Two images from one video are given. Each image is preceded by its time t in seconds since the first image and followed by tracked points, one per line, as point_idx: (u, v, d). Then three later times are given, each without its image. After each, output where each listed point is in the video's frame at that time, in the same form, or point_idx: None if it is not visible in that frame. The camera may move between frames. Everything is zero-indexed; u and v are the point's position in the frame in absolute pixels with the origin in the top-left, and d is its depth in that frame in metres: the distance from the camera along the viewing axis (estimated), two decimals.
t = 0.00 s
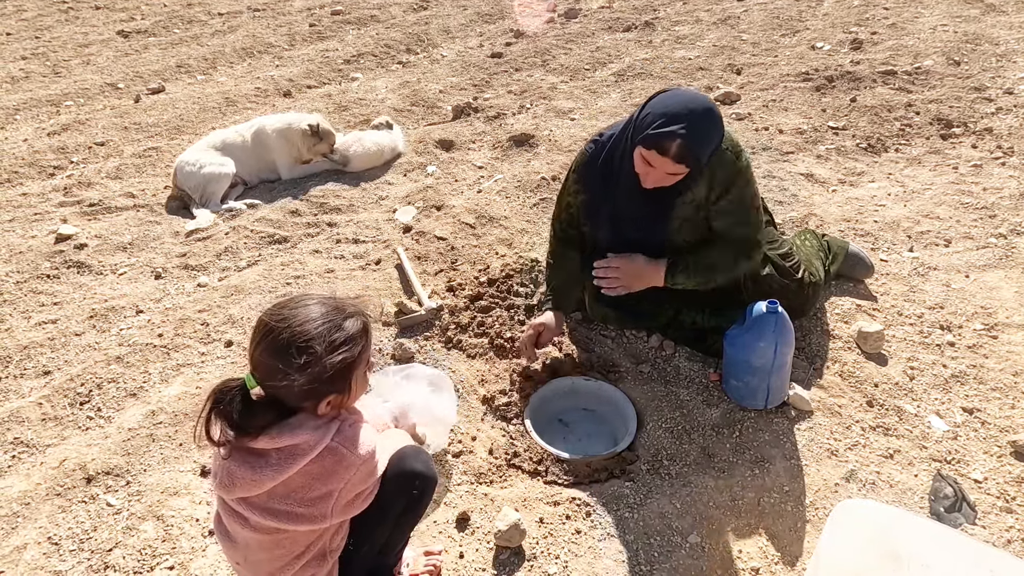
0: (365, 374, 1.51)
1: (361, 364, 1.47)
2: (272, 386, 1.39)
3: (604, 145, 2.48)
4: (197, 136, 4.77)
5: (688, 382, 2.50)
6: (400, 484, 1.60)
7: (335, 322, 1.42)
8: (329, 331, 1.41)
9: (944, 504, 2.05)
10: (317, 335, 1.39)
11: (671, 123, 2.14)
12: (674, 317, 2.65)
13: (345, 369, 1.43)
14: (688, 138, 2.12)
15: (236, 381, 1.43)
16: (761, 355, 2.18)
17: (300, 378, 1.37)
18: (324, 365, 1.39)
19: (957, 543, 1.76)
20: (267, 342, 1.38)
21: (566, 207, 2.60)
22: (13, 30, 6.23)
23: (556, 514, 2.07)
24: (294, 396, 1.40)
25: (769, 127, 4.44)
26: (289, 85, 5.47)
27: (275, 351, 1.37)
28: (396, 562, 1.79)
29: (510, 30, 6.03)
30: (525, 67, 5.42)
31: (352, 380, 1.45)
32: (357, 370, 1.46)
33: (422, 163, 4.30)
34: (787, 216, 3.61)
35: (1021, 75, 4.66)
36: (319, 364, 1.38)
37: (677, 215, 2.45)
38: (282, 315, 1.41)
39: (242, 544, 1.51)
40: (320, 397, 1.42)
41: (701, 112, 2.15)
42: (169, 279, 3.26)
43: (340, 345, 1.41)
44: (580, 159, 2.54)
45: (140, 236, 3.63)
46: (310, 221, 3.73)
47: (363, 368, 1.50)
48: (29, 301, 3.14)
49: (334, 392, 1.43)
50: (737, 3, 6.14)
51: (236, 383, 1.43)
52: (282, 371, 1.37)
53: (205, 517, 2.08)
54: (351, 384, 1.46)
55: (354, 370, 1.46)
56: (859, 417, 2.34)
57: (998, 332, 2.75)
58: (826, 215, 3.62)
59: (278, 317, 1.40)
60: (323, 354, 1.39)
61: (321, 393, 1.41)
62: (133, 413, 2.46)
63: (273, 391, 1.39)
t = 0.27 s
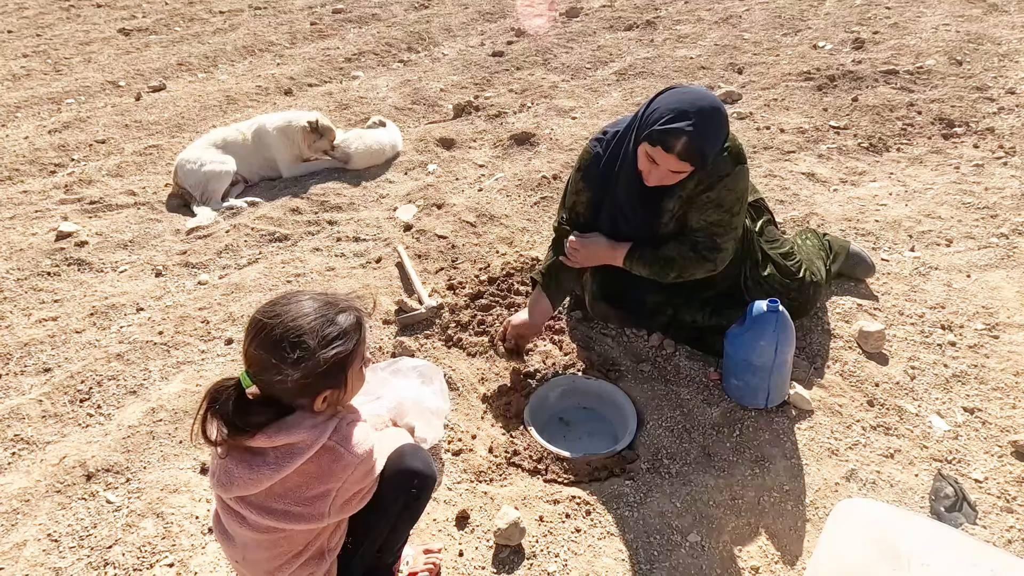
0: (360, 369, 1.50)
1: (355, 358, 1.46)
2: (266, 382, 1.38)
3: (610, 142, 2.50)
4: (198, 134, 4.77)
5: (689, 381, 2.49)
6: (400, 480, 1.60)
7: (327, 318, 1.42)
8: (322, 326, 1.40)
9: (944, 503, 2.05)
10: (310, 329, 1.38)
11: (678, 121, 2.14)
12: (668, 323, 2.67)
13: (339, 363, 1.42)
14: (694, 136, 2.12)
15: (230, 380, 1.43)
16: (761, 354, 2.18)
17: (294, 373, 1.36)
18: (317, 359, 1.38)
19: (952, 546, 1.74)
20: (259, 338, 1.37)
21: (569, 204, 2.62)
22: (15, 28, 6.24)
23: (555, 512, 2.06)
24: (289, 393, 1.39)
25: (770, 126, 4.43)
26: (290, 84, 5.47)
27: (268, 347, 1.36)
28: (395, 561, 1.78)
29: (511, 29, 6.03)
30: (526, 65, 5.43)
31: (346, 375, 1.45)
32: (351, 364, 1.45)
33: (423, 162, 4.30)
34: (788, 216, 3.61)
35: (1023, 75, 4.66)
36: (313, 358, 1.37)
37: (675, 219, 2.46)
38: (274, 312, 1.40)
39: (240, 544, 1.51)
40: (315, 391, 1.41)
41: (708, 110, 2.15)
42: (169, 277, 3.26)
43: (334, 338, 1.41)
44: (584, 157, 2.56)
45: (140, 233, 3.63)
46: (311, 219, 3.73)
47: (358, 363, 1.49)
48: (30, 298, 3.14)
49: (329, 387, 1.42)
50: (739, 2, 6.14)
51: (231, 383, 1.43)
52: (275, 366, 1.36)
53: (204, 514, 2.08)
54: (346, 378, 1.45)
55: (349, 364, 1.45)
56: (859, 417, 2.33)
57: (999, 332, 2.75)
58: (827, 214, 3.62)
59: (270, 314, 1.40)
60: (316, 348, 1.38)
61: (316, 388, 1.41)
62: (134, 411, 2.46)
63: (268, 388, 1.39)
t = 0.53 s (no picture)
0: (359, 369, 1.50)
1: (354, 358, 1.47)
2: (265, 382, 1.38)
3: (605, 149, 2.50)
4: (199, 132, 4.77)
5: (689, 381, 2.49)
6: (399, 478, 1.60)
7: (325, 318, 1.42)
8: (320, 326, 1.41)
9: (946, 504, 2.05)
10: (308, 330, 1.39)
11: (671, 128, 2.14)
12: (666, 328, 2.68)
13: (337, 363, 1.42)
14: (688, 142, 2.12)
15: (229, 381, 1.43)
16: (762, 354, 2.17)
17: (293, 374, 1.37)
18: (316, 358, 1.38)
19: (954, 546, 1.74)
20: (257, 339, 1.38)
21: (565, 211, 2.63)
22: (16, 26, 6.24)
23: (555, 512, 2.06)
24: (288, 392, 1.39)
25: (772, 126, 4.43)
26: (292, 82, 5.48)
27: (266, 348, 1.37)
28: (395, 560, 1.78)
29: (513, 28, 6.02)
30: (528, 64, 5.42)
31: (345, 374, 1.45)
32: (350, 364, 1.46)
33: (424, 161, 4.31)
34: (790, 216, 3.62)
35: None
36: (312, 358, 1.38)
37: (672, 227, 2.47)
38: (272, 312, 1.41)
39: (240, 543, 1.51)
40: (314, 391, 1.41)
41: (701, 117, 2.15)
42: (170, 275, 3.26)
43: (332, 338, 1.41)
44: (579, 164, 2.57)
45: (142, 232, 3.63)
46: (312, 218, 3.73)
47: (357, 363, 1.49)
48: (31, 296, 3.14)
49: (328, 386, 1.43)
50: (741, 2, 6.13)
51: (230, 384, 1.43)
52: (274, 366, 1.36)
53: (205, 513, 2.08)
54: (345, 377, 1.45)
55: (348, 364, 1.45)
56: (860, 417, 2.33)
57: (1000, 332, 2.75)
58: (828, 214, 3.63)
59: (268, 314, 1.40)
60: (314, 348, 1.38)
61: (315, 388, 1.41)
62: (135, 409, 2.47)
63: (267, 388, 1.39)
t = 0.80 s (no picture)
0: (357, 368, 1.50)
1: (353, 357, 1.46)
2: (263, 382, 1.38)
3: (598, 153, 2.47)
4: (200, 131, 4.77)
5: (689, 381, 2.49)
6: (399, 478, 1.61)
7: (323, 317, 1.42)
8: (318, 325, 1.40)
9: (946, 505, 2.05)
10: (306, 330, 1.39)
11: (660, 136, 2.15)
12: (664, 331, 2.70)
13: (336, 362, 1.42)
14: (678, 150, 2.13)
15: (227, 381, 1.43)
16: (762, 354, 2.17)
17: (290, 373, 1.37)
18: (313, 358, 1.38)
19: (953, 546, 1.74)
20: (256, 338, 1.38)
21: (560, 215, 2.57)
22: (17, 25, 6.24)
23: (555, 511, 2.05)
24: (287, 392, 1.39)
25: (773, 126, 4.43)
26: (292, 81, 5.47)
27: (264, 347, 1.37)
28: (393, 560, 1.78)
29: (514, 27, 6.02)
30: (529, 64, 5.42)
31: (344, 374, 1.45)
32: (349, 363, 1.45)
33: (425, 160, 4.32)
34: (790, 216, 3.62)
35: None
36: (309, 358, 1.38)
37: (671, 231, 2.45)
38: (270, 313, 1.41)
39: (239, 542, 1.51)
40: (312, 391, 1.41)
41: (692, 124, 2.16)
42: (171, 274, 3.26)
43: (330, 338, 1.41)
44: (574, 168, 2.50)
45: (142, 231, 3.63)
46: (313, 217, 3.73)
47: (356, 362, 1.49)
48: (31, 295, 3.14)
49: (328, 386, 1.43)
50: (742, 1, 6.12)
51: (229, 384, 1.43)
52: (272, 366, 1.36)
53: (205, 512, 2.08)
54: (344, 377, 1.45)
55: (347, 363, 1.45)
56: (861, 417, 2.33)
57: (1001, 333, 2.74)
58: (829, 215, 3.63)
59: (265, 315, 1.40)
60: (312, 347, 1.38)
61: (313, 387, 1.41)
62: (135, 408, 2.46)
63: (265, 388, 1.39)
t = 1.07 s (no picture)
0: (359, 366, 1.49)
1: (354, 355, 1.46)
2: (264, 380, 1.38)
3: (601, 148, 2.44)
4: (200, 128, 4.76)
5: (690, 379, 2.49)
6: (398, 476, 1.60)
7: (324, 316, 1.41)
8: (319, 324, 1.40)
9: (946, 503, 2.05)
10: (308, 328, 1.38)
11: (664, 133, 2.15)
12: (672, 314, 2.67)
13: (337, 360, 1.41)
14: (682, 148, 2.13)
15: (227, 379, 1.43)
16: (763, 352, 2.16)
17: (291, 372, 1.36)
18: (315, 357, 1.38)
19: (954, 545, 1.74)
20: (256, 337, 1.37)
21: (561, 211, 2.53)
22: (16, 22, 6.23)
23: (555, 509, 2.05)
24: (287, 391, 1.39)
25: (773, 124, 4.42)
26: (292, 79, 5.47)
27: (265, 346, 1.36)
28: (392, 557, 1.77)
29: (514, 25, 6.01)
30: (529, 62, 5.42)
31: (345, 373, 1.44)
32: (350, 360, 1.45)
33: (425, 158, 4.33)
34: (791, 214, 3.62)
35: None
36: (310, 357, 1.37)
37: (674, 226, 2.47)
38: (271, 311, 1.40)
39: (239, 540, 1.50)
40: (313, 390, 1.40)
41: (695, 122, 2.16)
42: (170, 272, 3.26)
43: (331, 337, 1.41)
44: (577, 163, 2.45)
45: (142, 228, 3.62)
46: (313, 215, 3.73)
47: (357, 360, 1.48)
48: (31, 292, 3.14)
49: (328, 385, 1.42)
50: None
51: (229, 381, 1.43)
52: (272, 365, 1.36)
53: (204, 509, 2.08)
54: (344, 376, 1.44)
55: (348, 361, 1.44)
56: (861, 415, 2.32)
57: (1002, 331, 2.74)
58: (829, 213, 3.63)
59: (266, 313, 1.40)
60: (313, 346, 1.38)
61: (315, 386, 1.40)
62: (134, 405, 2.46)
63: (266, 387, 1.38)
